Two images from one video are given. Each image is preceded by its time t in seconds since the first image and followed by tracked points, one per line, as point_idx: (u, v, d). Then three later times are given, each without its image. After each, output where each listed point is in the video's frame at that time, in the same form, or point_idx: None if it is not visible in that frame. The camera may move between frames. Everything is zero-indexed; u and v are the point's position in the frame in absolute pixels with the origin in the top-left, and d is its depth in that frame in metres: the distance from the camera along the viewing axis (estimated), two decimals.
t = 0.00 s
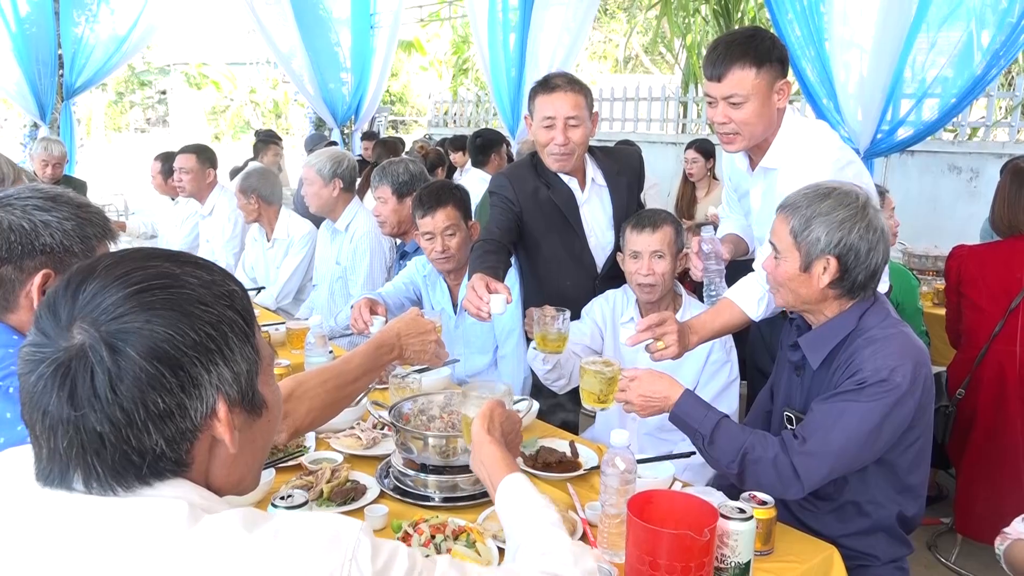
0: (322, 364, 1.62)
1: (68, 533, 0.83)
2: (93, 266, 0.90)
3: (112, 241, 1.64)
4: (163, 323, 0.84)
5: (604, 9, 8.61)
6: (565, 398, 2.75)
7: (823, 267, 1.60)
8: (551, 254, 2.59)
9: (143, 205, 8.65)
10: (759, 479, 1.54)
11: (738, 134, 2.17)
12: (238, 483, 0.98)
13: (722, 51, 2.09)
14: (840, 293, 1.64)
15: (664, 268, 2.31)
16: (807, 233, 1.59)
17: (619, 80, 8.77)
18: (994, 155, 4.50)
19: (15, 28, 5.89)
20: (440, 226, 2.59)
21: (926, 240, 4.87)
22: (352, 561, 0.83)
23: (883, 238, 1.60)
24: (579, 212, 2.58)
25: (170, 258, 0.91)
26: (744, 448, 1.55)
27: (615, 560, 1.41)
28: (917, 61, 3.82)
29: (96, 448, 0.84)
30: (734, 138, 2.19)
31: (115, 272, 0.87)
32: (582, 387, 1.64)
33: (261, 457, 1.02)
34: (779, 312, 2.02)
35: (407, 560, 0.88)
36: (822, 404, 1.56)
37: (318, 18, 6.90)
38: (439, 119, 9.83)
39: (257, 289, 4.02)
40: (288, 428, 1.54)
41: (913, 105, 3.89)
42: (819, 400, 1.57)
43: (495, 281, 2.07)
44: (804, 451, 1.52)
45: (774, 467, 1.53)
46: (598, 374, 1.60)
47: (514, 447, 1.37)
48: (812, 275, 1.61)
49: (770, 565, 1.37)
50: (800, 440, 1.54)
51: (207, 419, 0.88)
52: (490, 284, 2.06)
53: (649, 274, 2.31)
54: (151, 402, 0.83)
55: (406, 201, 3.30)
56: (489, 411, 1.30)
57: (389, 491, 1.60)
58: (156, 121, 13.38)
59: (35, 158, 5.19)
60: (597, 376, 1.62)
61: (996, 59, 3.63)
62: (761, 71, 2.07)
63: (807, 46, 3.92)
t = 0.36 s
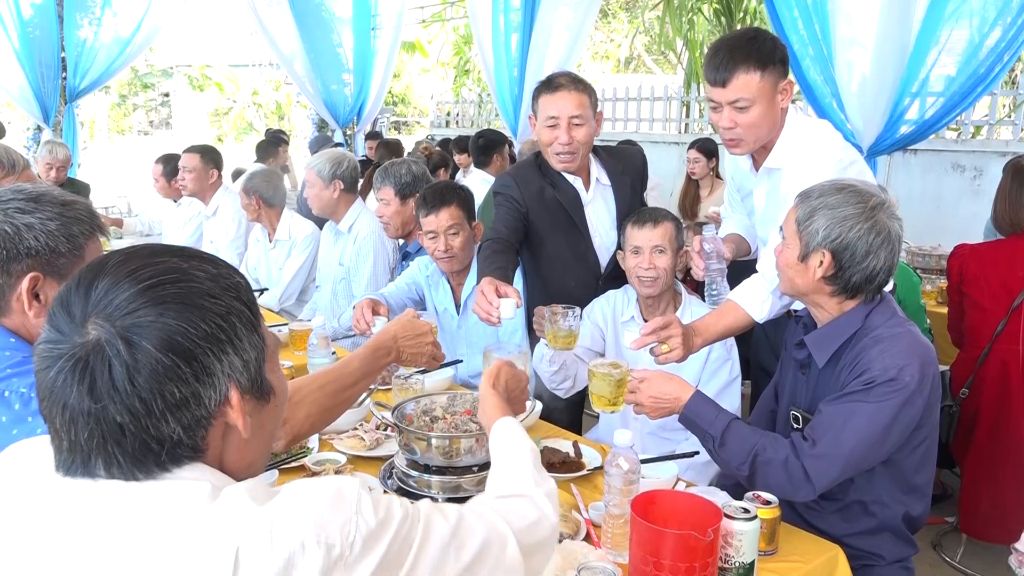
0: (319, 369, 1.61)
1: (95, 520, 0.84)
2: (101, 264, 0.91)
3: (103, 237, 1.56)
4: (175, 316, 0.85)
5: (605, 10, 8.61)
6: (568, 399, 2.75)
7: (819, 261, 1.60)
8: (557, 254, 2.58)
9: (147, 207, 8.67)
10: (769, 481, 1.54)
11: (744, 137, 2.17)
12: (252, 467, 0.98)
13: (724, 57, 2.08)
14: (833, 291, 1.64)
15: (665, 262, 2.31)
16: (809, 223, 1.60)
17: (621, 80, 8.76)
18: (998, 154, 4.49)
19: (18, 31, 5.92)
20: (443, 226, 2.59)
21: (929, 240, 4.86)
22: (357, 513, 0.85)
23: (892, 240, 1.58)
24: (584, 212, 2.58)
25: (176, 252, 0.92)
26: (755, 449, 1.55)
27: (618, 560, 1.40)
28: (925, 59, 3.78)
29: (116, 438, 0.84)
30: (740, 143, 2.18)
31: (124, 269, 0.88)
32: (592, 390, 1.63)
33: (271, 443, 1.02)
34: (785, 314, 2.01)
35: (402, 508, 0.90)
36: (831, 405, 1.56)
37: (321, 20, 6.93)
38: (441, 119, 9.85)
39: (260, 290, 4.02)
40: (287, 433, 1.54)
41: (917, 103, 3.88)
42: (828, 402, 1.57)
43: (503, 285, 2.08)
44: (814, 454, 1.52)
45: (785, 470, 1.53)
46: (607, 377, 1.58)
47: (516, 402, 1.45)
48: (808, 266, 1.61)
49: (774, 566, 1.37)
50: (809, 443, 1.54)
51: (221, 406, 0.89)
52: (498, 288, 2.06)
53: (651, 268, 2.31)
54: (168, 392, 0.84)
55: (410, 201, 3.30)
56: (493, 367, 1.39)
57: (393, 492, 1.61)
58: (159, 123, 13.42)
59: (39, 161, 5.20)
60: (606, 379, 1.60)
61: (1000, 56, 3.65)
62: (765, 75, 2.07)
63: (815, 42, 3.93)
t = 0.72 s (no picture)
0: (313, 373, 1.60)
1: (135, 490, 0.87)
2: (128, 253, 0.93)
3: (95, 239, 1.46)
4: (205, 300, 0.88)
5: (605, 9, 8.60)
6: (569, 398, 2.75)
7: (823, 258, 1.59)
8: (558, 254, 2.57)
9: (147, 207, 8.66)
10: (774, 482, 1.53)
11: (752, 143, 2.17)
12: (269, 438, 1.03)
13: (733, 64, 2.05)
14: (837, 289, 1.63)
15: (667, 263, 2.30)
16: (814, 220, 1.60)
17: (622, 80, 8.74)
18: (998, 153, 4.48)
19: (18, 31, 5.92)
20: (444, 226, 2.58)
21: (930, 239, 4.85)
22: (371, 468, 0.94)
23: (897, 239, 1.58)
24: (585, 212, 2.57)
25: (198, 241, 0.95)
26: (760, 449, 1.55)
27: (620, 561, 1.39)
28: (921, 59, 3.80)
29: (154, 414, 0.88)
30: (749, 148, 2.18)
31: (153, 258, 0.91)
32: (594, 391, 1.62)
33: (286, 418, 1.07)
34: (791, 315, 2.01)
35: (404, 466, 0.99)
36: (836, 404, 1.55)
37: (321, 20, 6.93)
38: (442, 119, 9.85)
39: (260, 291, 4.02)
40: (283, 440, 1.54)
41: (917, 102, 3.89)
42: (833, 401, 1.56)
43: (508, 292, 2.08)
44: (820, 453, 1.51)
45: (790, 470, 1.52)
46: (609, 377, 1.57)
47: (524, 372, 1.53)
48: (812, 264, 1.61)
49: (777, 565, 1.36)
50: (815, 443, 1.53)
51: (247, 382, 0.93)
52: (503, 295, 2.07)
53: (652, 269, 2.30)
54: (201, 369, 0.88)
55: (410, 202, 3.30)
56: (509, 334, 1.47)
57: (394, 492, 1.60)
58: (160, 124, 13.42)
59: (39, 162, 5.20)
60: (608, 378, 1.59)
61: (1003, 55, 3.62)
62: (772, 79, 2.07)
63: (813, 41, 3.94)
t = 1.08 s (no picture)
0: (315, 375, 1.58)
1: (164, 472, 0.87)
2: (152, 245, 0.95)
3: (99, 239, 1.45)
4: (230, 287, 0.90)
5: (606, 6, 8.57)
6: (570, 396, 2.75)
7: (824, 253, 1.59)
8: (559, 254, 2.57)
9: (148, 204, 8.66)
10: (776, 480, 1.53)
11: (750, 136, 2.16)
12: (282, 428, 1.04)
13: (728, 57, 2.06)
14: (837, 286, 1.63)
15: (670, 266, 2.30)
16: (818, 216, 1.59)
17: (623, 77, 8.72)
18: (1000, 151, 4.48)
19: (18, 28, 5.91)
20: (445, 225, 2.58)
21: (930, 237, 4.85)
22: (386, 449, 0.96)
23: (900, 240, 1.57)
24: (587, 212, 2.57)
25: (220, 234, 0.97)
26: (761, 448, 1.54)
27: (621, 559, 1.39)
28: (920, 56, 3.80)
29: (179, 397, 0.89)
30: (746, 141, 2.17)
31: (178, 249, 0.93)
32: (596, 388, 1.61)
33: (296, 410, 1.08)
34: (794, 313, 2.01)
35: (416, 450, 1.01)
36: (837, 403, 1.55)
37: (321, 17, 6.91)
38: (442, 116, 9.84)
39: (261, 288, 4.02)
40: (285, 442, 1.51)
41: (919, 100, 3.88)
42: (834, 399, 1.56)
43: (514, 292, 2.04)
44: (821, 453, 1.51)
45: (791, 468, 1.52)
46: (611, 374, 1.57)
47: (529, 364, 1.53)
48: (813, 259, 1.60)
49: (778, 564, 1.36)
50: (816, 441, 1.53)
51: (266, 369, 0.95)
52: (509, 296, 2.02)
53: (655, 272, 2.30)
54: (226, 353, 0.90)
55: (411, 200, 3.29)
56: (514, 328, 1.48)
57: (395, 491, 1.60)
58: (160, 121, 13.40)
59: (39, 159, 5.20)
60: (608, 376, 1.59)
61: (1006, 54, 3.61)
62: (769, 73, 2.05)
63: (811, 40, 3.97)
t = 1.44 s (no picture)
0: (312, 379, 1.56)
1: (176, 467, 0.87)
2: (168, 240, 0.96)
3: (104, 240, 1.46)
4: (245, 282, 0.91)
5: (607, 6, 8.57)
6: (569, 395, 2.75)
7: (826, 253, 1.59)
8: (560, 254, 2.57)
9: (147, 203, 8.66)
10: (777, 480, 1.53)
11: (744, 138, 2.15)
12: (292, 425, 1.05)
13: (726, 56, 2.06)
14: (838, 286, 1.63)
15: (668, 268, 2.31)
16: (820, 216, 1.59)
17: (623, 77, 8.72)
18: (999, 151, 4.48)
19: (18, 26, 5.91)
20: (446, 225, 2.58)
21: (930, 237, 4.85)
22: (396, 449, 0.96)
23: (903, 240, 1.57)
24: (587, 212, 2.57)
25: (235, 231, 0.99)
26: (761, 448, 1.55)
27: (621, 558, 1.39)
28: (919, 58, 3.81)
29: (192, 390, 0.90)
30: (740, 144, 2.17)
31: (194, 244, 0.94)
32: (596, 386, 1.62)
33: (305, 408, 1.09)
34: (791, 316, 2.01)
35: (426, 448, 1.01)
36: (838, 403, 1.55)
37: (321, 16, 6.91)
38: (442, 116, 9.85)
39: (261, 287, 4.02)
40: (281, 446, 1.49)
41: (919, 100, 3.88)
42: (835, 400, 1.56)
43: (513, 292, 2.06)
44: (821, 453, 1.51)
45: (791, 468, 1.52)
46: (611, 372, 1.57)
47: (535, 364, 1.53)
48: (815, 259, 1.60)
49: (778, 564, 1.36)
50: (816, 442, 1.53)
51: (279, 364, 0.96)
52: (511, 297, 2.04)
53: (653, 274, 2.31)
54: (239, 347, 0.91)
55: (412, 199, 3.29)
56: (519, 328, 1.48)
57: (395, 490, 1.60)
58: (159, 119, 13.39)
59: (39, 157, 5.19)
60: (609, 374, 1.59)
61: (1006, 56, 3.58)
62: (767, 76, 2.05)
63: (811, 40, 3.94)
